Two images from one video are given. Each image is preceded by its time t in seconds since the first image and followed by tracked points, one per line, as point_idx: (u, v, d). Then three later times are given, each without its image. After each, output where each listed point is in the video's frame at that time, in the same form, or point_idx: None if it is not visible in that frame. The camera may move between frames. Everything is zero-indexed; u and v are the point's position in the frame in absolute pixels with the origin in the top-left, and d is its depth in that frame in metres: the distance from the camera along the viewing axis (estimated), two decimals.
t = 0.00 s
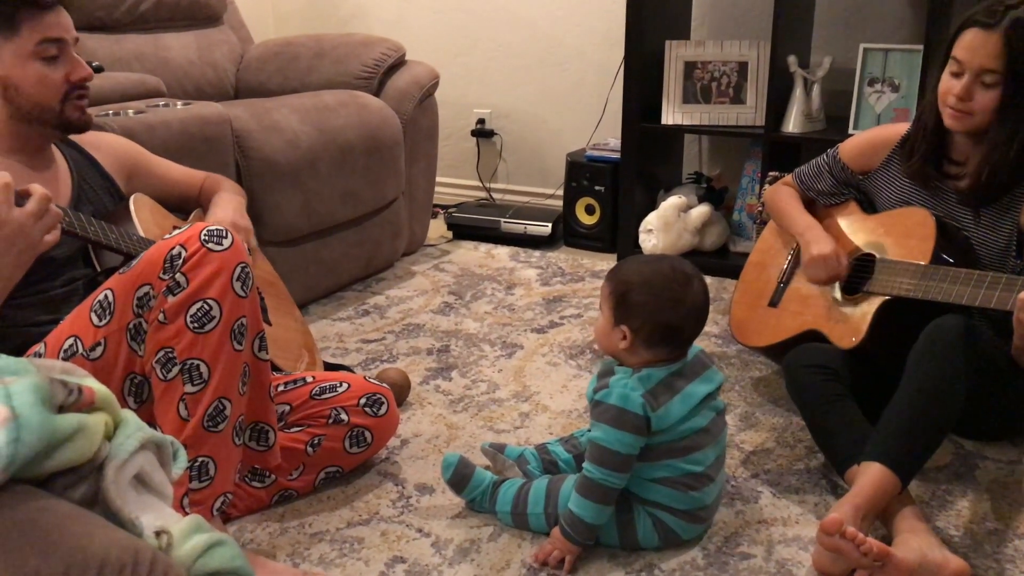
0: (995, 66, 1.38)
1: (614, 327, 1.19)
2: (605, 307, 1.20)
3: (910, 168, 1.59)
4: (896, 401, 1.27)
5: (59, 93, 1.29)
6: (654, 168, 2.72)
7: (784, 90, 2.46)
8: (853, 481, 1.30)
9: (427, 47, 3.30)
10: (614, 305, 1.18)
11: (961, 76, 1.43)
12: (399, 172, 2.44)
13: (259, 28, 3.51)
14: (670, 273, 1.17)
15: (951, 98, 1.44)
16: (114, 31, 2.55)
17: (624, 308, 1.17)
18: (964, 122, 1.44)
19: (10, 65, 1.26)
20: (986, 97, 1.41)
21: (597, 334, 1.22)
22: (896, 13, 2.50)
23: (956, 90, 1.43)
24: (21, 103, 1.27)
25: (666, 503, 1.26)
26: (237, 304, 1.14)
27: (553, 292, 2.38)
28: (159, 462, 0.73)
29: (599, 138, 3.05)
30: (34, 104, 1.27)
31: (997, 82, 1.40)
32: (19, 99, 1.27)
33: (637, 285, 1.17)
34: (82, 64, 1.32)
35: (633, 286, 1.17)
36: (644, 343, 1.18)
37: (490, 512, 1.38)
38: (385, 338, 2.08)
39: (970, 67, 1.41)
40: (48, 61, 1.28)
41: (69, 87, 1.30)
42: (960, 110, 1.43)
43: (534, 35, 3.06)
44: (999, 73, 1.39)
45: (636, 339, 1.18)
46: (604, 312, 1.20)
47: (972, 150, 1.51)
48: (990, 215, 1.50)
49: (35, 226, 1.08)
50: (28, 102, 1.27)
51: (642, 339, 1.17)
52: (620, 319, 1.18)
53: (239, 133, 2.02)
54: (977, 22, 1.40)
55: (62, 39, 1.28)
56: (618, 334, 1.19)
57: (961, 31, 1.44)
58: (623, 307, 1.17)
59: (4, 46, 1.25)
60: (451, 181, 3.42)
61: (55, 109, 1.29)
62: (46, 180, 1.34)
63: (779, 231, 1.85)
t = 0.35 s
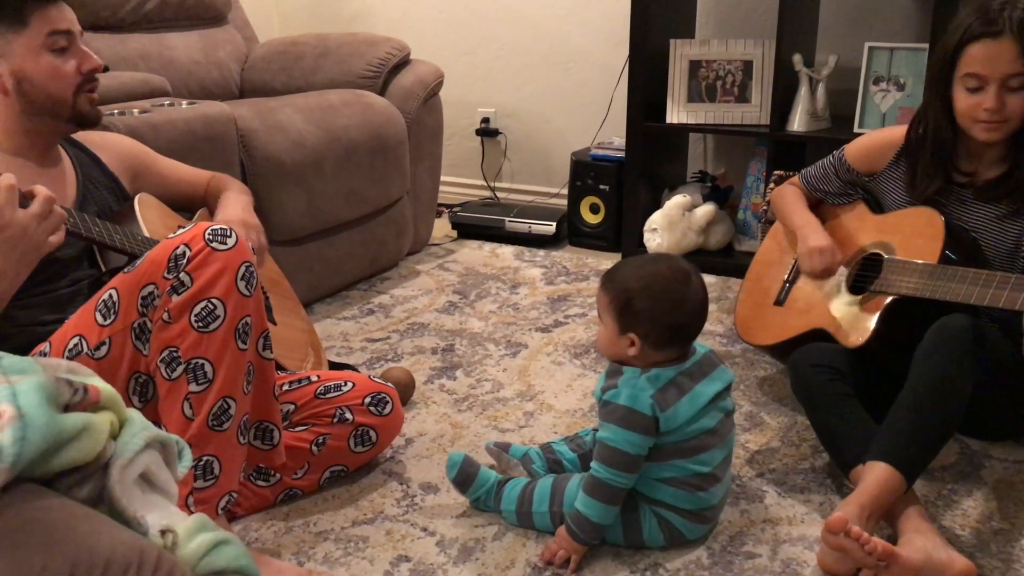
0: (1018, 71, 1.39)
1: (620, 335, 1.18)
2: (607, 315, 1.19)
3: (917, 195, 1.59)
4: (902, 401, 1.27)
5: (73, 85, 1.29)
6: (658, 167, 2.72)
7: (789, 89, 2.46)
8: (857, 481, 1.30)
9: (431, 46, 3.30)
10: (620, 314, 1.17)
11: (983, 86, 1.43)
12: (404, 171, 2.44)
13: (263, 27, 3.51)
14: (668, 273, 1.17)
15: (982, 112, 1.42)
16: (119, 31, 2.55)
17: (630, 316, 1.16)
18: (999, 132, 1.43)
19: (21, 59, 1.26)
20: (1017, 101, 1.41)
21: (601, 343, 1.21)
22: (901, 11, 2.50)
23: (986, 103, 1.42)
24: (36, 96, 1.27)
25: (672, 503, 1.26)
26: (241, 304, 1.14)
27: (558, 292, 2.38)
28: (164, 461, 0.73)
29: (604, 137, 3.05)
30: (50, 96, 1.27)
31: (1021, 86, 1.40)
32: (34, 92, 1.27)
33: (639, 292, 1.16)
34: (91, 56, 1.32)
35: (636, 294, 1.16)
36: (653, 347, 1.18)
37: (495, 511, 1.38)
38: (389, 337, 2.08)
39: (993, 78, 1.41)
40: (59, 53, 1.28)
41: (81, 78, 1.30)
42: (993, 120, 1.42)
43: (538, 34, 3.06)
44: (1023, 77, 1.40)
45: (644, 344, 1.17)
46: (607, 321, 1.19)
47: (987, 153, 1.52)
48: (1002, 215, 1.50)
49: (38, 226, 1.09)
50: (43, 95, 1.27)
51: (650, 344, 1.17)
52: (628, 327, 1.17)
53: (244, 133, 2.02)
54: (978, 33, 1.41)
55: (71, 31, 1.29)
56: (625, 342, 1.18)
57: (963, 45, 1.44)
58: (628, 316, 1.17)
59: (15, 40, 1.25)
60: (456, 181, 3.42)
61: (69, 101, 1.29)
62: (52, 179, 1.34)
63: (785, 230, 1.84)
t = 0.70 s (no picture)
0: (1017, 78, 1.39)
1: (619, 339, 1.18)
2: (605, 320, 1.19)
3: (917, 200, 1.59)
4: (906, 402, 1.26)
5: (68, 80, 1.29)
6: (662, 167, 2.72)
7: (793, 89, 2.45)
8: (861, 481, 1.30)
9: (435, 47, 3.30)
10: (618, 318, 1.17)
11: (982, 95, 1.42)
12: (408, 172, 2.44)
13: (267, 28, 3.52)
14: (664, 275, 1.17)
15: (983, 120, 1.41)
16: (124, 32, 2.56)
17: (628, 319, 1.16)
18: (1001, 138, 1.42)
19: (17, 56, 1.26)
20: (1017, 107, 1.41)
21: (599, 346, 1.20)
22: (906, 10, 2.49)
23: (987, 110, 1.41)
24: (31, 93, 1.27)
25: (675, 504, 1.26)
26: (245, 304, 1.14)
27: (562, 292, 2.38)
28: (168, 461, 0.73)
29: (608, 137, 3.05)
30: (43, 93, 1.27)
31: (1021, 91, 1.40)
32: (29, 90, 1.27)
33: (638, 295, 1.16)
34: (90, 53, 1.32)
35: (635, 297, 1.16)
36: (652, 349, 1.17)
37: (499, 512, 1.38)
38: (394, 337, 2.09)
39: (991, 87, 1.41)
40: (56, 50, 1.28)
41: (78, 75, 1.30)
42: (995, 127, 1.41)
43: (542, 34, 3.06)
44: (1022, 82, 1.39)
45: (643, 348, 1.17)
46: (604, 326, 1.19)
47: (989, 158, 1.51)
48: (1007, 217, 1.49)
49: (41, 229, 1.09)
50: (38, 91, 1.27)
51: (650, 346, 1.17)
52: (626, 331, 1.17)
53: (248, 134, 2.03)
54: (974, 43, 1.41)
55: (69, 30, 1.29)
56: (625, 345, 1.18)
57: (959, 55, 1.44)
58: (627, 319, 1.16)
59: (12, 40, 1.26)
60: (460, 181, 3.42)
61: (63, 96, 1.29)
62: (56, 181, 1.34)
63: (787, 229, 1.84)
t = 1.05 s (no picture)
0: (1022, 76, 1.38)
1: (625, 339, 1.18)
2: (610, 320, 1.18)
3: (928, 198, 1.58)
4: (913, 402, 1.26)
5: (77, 80, 1.30)
6: (668, 168, 2.71)
7: (799, 89, 2.45)
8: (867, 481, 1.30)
9: (440, 48, 3.31)
10: (624, 317, 1.17)
11: (987, 93, 1.42)
12: (413, 173, 2.44)
13: (273, 29, 3.53)
14: (667, 273, 1.17)
15: (989, 118, 1.41)
16: (130, 33, 2.56)
17: (634, 319, 1.16)
18: (1007, 136, 1.41)
19: (24, 57, 1.26)
20: None
21: (604, 346, 1.20)
22: (913, 10, 2.48)
23: (992, 108, 1.40)
24: (38, 93, 1.28)
25: (680, 504, 1.26)
26: (251, 305, 1.14)
27: (567, 292, 2.38)
28: (175, 461, 0.73)
29: (613, 138, 3.05)
30: (53, 92, 1.28)
31: None
32: (37, 90, 1.27)
33: (645, 293, 1.15)
34: (94, 51, 1.33)
35: (641, 295, 1.15)
36: (658, 348, 1.17)
37: (504, 512, 1.38)
38: (399, 338, 2.09)
39: (997, 84, 1.40)
40: (61, 50, 1.29)
41: (85, 74, 1.31)
42: (1000, 125, 1.40)
43: (547, 35, 3.06)
44: None
45: (650, 346, 1.17)
46: (610, 326, 1.18)
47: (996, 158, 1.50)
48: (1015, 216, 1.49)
49: (44, 235, 1.10)
50: (47, 91, 1.28)
51: (657, 344, 1.17)
52: (633, 329, 1.16)
53: (254, 135, 2.03)
54: (979, 41, 1.41)
55: (73, 28, 1.30)
56: (631, 344, 1.18)
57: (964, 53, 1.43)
58: (633, 318, 1.16)
59: (19, 42, 1.26)
60: (465, 182, 3.42)
61: (75, 96, 1.30)
62: (62, 182, 1.35)
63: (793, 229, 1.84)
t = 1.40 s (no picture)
0: None
1: (634, 339, 1.17)
2: (619, 320, 1.18)
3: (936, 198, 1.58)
4: (921, 403, 1.25)
5: (79, 73, 1.30)
6: (674, 167, 2.71)
7: (806, 88, 2.44)
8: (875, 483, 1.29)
9: (446, 48, 3.31)
10: (633, 316, 1.16)
11: (993, 93, 1.41)
12: (420, 173, 2.44)
13: (280, 30, 3.54)
14: (677, 273, 1.17)
15: (995, 117, 1.40)
16: (138, 34, 2.57)
17: (644, 318, 1.16)
18: (1014, 136, 1.40)
19: (25, 53, 1.27)
20: None
21: (613, 346, 1.20)
22: (920, 8, 2.48)
23: (999, 107, 1.39)
24: (42, 87, 1.28)
25: (688, 505, 1.25)
26: (258, 306, 1.14)
27: (574, 292, 2.37)
28: (182, 461, 0.73)
29: (619, 138, 3.04)
30: (57, 86, 1.28)
31: None
32: (42, 85, 1.28)
33: (655, 292, 1.15)
34: (93, 43, 1.33)
35: (651, 295, 1.15)
36: (668, 348, 1.17)
37: (511, 513, 1.38)
38: (406, 338, 2.09)
39: (1003, 83, 1.39)
40: (61, 44, 1.29)
41: (87, 66, 1.31)
42: (1008, 125, 1.40)
43: (553, 34, 3.06)
44: None
45: (659, 346, 1.17)
46: (619, 326, 1.18)
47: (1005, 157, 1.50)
48: None
49: (48, 234, 1.10)
50: (51, 85, 1.28)
51: (666, 345, 1.16)
52: (642, 329, 1.16)
53: (261, 135, 2.03)
54: (983, 40, 1.40)
55: (71, 22, 1.30)
56: (641, 344, 1.17)
57: (968, 53, 1.43)
58: (643, 318, 1.16)
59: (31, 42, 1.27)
60: (472, 182, 3.42)
61: (79, 88, 1.30)
62: (69, 183, 1.35)
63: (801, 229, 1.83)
